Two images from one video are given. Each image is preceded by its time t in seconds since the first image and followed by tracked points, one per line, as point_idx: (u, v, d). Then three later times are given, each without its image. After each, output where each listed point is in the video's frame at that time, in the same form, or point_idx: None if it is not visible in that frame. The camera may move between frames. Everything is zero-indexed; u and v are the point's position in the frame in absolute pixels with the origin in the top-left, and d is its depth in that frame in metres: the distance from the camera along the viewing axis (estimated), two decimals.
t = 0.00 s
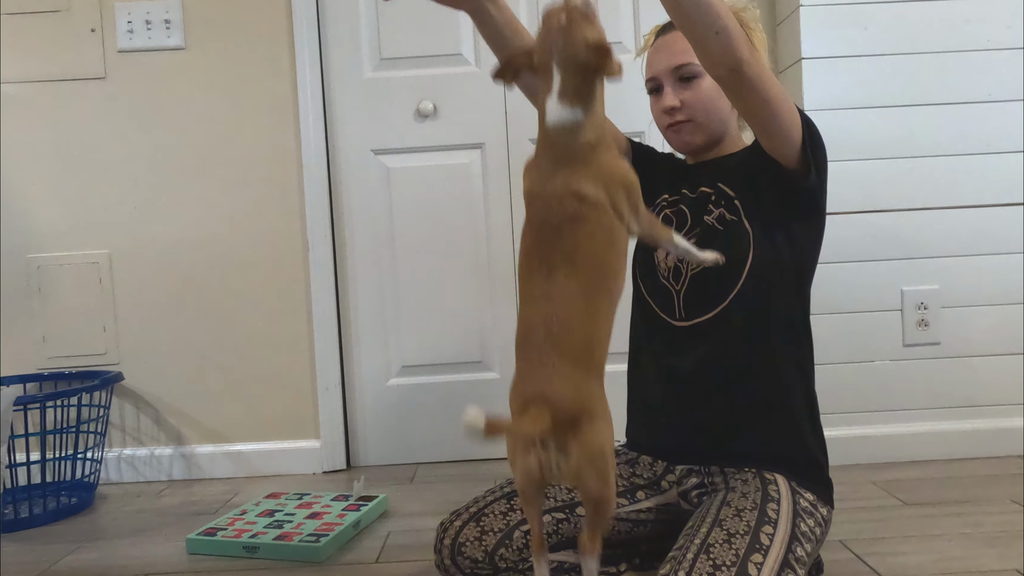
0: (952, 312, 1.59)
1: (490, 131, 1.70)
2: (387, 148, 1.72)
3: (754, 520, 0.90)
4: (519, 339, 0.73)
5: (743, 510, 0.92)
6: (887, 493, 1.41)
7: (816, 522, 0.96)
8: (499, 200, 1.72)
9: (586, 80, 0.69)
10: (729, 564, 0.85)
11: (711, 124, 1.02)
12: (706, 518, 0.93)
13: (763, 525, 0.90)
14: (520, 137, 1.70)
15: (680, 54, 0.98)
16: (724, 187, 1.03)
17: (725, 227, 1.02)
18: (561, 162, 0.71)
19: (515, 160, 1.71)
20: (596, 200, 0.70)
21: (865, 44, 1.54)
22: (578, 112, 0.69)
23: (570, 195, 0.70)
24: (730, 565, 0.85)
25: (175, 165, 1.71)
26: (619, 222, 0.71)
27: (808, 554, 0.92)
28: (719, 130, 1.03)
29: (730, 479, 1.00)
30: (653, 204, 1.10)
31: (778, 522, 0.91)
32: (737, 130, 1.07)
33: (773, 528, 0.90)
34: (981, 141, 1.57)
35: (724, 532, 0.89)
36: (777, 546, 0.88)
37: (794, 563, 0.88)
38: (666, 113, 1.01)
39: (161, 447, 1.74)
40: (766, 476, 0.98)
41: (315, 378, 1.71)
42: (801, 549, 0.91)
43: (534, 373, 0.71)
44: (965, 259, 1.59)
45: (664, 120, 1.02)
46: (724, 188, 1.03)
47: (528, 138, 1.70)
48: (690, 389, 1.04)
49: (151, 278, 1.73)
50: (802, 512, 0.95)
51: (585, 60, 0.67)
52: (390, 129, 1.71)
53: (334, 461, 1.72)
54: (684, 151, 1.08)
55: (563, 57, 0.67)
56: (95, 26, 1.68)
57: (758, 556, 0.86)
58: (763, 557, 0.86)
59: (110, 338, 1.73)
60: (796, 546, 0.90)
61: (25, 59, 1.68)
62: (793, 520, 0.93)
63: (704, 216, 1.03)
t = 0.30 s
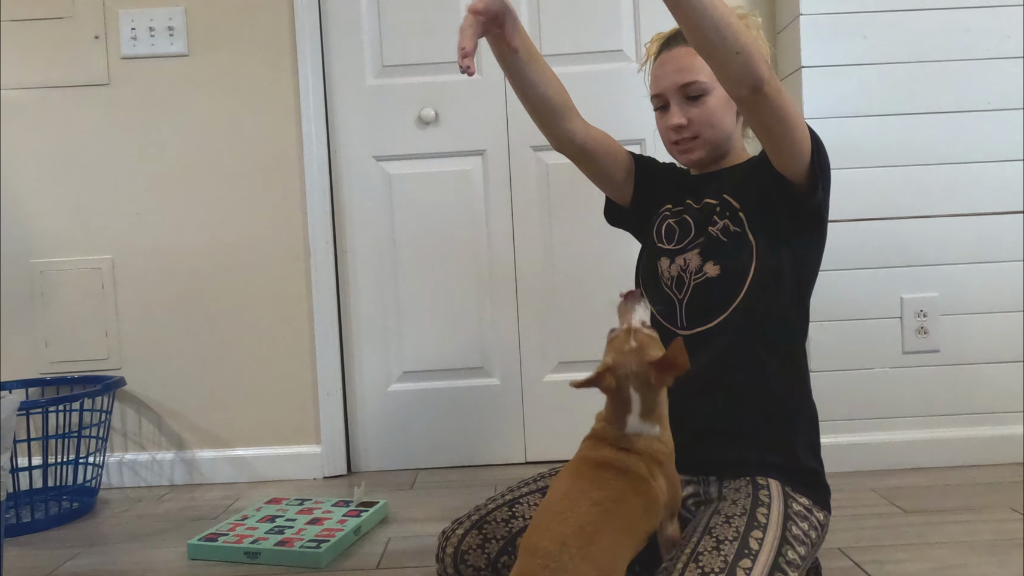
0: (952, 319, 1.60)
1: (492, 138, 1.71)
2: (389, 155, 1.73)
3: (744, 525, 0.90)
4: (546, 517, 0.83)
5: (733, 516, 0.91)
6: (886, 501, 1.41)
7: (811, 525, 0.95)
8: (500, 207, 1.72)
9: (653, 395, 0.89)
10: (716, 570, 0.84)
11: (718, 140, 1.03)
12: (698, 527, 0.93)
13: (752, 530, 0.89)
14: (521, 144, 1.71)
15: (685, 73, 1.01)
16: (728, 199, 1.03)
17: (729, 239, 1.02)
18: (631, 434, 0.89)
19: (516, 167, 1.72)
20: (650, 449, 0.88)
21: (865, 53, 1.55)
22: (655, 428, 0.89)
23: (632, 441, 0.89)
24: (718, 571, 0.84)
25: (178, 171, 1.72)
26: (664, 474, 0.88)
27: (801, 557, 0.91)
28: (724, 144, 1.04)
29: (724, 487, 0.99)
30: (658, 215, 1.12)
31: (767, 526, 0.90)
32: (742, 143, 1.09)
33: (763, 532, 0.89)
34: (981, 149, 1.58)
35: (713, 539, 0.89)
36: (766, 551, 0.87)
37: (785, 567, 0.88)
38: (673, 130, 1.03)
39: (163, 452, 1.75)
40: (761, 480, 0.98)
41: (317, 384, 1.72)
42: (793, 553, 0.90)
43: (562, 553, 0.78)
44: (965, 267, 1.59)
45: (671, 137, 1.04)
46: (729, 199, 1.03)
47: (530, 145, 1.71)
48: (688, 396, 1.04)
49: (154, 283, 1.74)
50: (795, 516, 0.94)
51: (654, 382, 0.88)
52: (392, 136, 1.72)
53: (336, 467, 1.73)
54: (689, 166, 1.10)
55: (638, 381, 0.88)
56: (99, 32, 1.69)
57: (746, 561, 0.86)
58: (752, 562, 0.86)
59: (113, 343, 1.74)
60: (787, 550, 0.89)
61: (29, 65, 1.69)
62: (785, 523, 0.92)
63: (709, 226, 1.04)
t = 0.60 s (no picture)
0: (954, 324, 1.60)
1: (495, 143, 1.71)
2: (392, 159, 1.73)
3: (721, 525, 0.89)
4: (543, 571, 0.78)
5: (712, 517, 0.91)
6: (889, 506, 1.41)
7: (798, 526, 0.94)
8: (502, 211, 1.73)
9: (610, 433, 0.83)
10: (688, 570, 0.85)
11: (720, 149, 1.03)
12: (680, 529, 0.93)
13: (729, 530, 0.89)
14: (525, 148, 1.71)
15: (689, 82, 1.01)
16: (728, 207, 1.03)
17: (728, 248, 1.02)
18: (588, 477, 0.84)
19: (519, 171, 1.72)
20: (619, 486, 0.84)
21: (868, 58, 1.55)
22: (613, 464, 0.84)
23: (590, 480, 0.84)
24: (689, 571, 0.85)
25: (181, 174, 1.72)
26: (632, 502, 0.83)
27: (783, 557, 0.90)
28: (726, 154, 1.05)
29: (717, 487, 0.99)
30: (656, 221, 1.12)
31: (746, 527, 0.90)
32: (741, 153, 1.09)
33: (740, 533, 0.89)
34: (984, 155, 1.58)
35: (689, 541, 0.89)
36: (741, 551, 0.87)
37: (762, 567, 0.87)
38: (676, 139, 1.03)
39: (164, 455, 1.75)
40: (750, 481, 0.97)
41: (319, 387, 1.72)
42: (773, 553, 0.89)
43: None
44: (968, 272, 1.59)
45: (673, 145, 1.04)
46: (729, 208, 1.02)
47: (533, 150, 1.71)
48: (685, 404, 1.02)
49: (156, 286, 1.74)
50: (779, 517, 0.93)
51: (613, 418, 0.82)
52: (395, 140, 1.73)
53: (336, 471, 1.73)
54: (689, 174, 1.09)
55: (591, 420, 0.82)
56: (103, 36, 1.69)
57: (719, 561, 0.85)
58: (725, 561, 0.85)
59: (115, 346, 1.74)
60: (765, 550, 0.89)
61: (33, 69, 1.70)
62: (766, 525, 0.91)
63: (708, 235, 1.04)
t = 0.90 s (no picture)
0: (955, 328, 1.60)
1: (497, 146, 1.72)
2: (394, 161, 1.73)
3: (752, 532, 0.89)
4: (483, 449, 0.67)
5: (739, 524, 0.91)
6: (890, 510, 1.41)
7: (813, 529, 0.94)
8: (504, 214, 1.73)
9: (527, 122, 0.67)
10: None
11: (717, 148, 1.03)
12: (704, 536, 0.91)
13: (760, 537, 0.88)
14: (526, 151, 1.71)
15: (688, 81, 1.01)
16: (729, 209, 1.03)
17: (729, 249, 1.02)
18: (507, 194, 0.68)
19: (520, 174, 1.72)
20: (544, 262, 0.69)
21: (868, 61, 1.55)
22: (531, 170, 0.68)
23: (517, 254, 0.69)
24: None
25: (183, 176, 1.72)
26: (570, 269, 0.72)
27: (809, 561, 0.90)
28: (724, 155, 1.05)
29: (724, 493, 0.98)
30: (656, 224, 1.12)
31: (774, 532, 0.89)
32: (739, 155, 1.09)
33: (771, 539, 0.89)
34: (986, 159, 1.58)
35: (723, 548, 0.88)
36: (776, 556, 0.87)
37: (796, 572, 0.87)
38: (673, 137, 1.03)
39: (165, 457, 1.75)
40: (759, 488, 0.96)
41: (319, 390, 1.72)
42: (802, 557, 0.89)
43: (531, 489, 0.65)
44: (969, 276, 1.59)
45: (671, 144, 1.04)
46: (729, 209, 1.03)
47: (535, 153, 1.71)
48: (686, 407, 1.02)
49: (157, 288, 1.74)
50: (797, 521, 0.93)
51: (527, 98, 0.67)
52: (397, 142, 1.73)
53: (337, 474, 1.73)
54: (687, 175, 1.09)
55: (499, 106, 0.67)
56: (105, 38, 1.69)
57: (758, 567, 0.85)
58: (764, 568, 0.85)
59: (116, 347, 1.74)
60: (794, 555, 0.88)
61: (36, 71, 1.70)
62: (790, 529, 0.91)
63: (709, 237, 1.04)
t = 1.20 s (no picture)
0: (958, 331, 1.59)
1: (498, 147, 1.71)
2: (395, 162, 1.73)
3: (755, 539, 0.88)
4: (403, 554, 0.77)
5: (743, 530, 0.90)
6: (893, 513, 1.41)
7: (819, 539, 0.93)
8: (506, 215, 1.73)
9: (453, 305, 0.78)
10: None
11: (722, 146, 1.03)
12: (707, 541, 0.91)
13: (764, 544, 0.88)
14: (528, 153, 1.71)
15: (690, 77, 1.02)
16: (737, 208, 1.02)
17: (737, 249, 1.01)
18: (432, 373, 0.80)
19: (522, 175, 1.72)
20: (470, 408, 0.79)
21: (871, 64, 1.55)
22: (453, 359, 0.79)
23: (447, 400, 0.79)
24: None
25: (185, 177, 1.72)
26: (501, 425, 0.81)
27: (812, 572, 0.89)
28: (730, 152, 1.04)
29: (731, 498, 0.98)
30: (663, 224, 1.12)
31: (779, 540, 0.89)
32: (746, 153, 1.08)
33: (774, 547, 0.88)
34: (988, 160, 1.57)
35: (724, 553, 0.87)
36: (779, 564, 0.86)
37: None
38: (677, 136, 1.03)
39: (166, 458, 1.75)
40: (767, 495, 0.96)
41: (321, 391, 1.72)
42: (805, 566, 0.88)
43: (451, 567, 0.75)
44: (972, 277, 1.59)
45: (675, 143, 1.04)
46: (736, 209, 1.02)
47: (536, 154, 1.71)
48: (694, 408, 1.02)
49: (158, 288, 1.74)
50: (803, 530, 0.92)
51: (451, 280, 0.77)
52: (399, 144, 1.73)
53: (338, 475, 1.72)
54: (693, 175, 1.09)
55: (431, 276, 0.78)
56: (107, 39, 1.69)
57: None
58: None
59: (116, 348, 1.74)
60: (798, 564, 0.88)
61: (38, 71, 1.70)
62: (795, 537, 0.90)
63: (717, 237, 1.03)
